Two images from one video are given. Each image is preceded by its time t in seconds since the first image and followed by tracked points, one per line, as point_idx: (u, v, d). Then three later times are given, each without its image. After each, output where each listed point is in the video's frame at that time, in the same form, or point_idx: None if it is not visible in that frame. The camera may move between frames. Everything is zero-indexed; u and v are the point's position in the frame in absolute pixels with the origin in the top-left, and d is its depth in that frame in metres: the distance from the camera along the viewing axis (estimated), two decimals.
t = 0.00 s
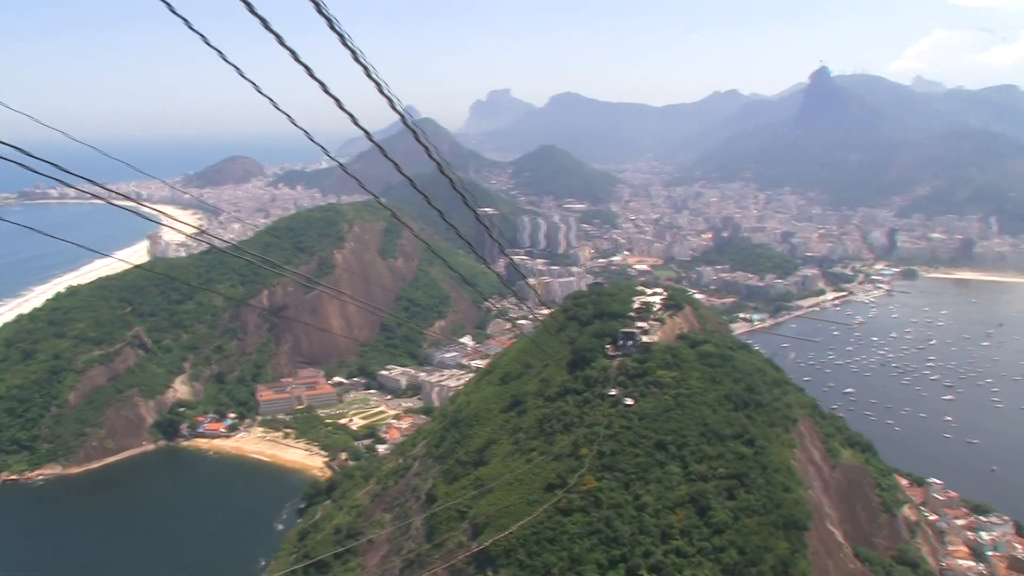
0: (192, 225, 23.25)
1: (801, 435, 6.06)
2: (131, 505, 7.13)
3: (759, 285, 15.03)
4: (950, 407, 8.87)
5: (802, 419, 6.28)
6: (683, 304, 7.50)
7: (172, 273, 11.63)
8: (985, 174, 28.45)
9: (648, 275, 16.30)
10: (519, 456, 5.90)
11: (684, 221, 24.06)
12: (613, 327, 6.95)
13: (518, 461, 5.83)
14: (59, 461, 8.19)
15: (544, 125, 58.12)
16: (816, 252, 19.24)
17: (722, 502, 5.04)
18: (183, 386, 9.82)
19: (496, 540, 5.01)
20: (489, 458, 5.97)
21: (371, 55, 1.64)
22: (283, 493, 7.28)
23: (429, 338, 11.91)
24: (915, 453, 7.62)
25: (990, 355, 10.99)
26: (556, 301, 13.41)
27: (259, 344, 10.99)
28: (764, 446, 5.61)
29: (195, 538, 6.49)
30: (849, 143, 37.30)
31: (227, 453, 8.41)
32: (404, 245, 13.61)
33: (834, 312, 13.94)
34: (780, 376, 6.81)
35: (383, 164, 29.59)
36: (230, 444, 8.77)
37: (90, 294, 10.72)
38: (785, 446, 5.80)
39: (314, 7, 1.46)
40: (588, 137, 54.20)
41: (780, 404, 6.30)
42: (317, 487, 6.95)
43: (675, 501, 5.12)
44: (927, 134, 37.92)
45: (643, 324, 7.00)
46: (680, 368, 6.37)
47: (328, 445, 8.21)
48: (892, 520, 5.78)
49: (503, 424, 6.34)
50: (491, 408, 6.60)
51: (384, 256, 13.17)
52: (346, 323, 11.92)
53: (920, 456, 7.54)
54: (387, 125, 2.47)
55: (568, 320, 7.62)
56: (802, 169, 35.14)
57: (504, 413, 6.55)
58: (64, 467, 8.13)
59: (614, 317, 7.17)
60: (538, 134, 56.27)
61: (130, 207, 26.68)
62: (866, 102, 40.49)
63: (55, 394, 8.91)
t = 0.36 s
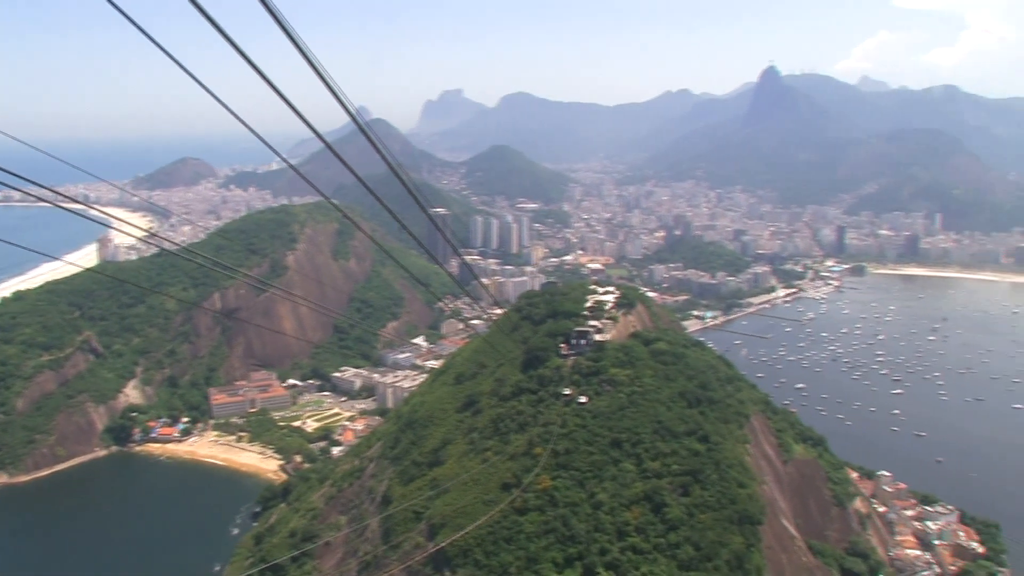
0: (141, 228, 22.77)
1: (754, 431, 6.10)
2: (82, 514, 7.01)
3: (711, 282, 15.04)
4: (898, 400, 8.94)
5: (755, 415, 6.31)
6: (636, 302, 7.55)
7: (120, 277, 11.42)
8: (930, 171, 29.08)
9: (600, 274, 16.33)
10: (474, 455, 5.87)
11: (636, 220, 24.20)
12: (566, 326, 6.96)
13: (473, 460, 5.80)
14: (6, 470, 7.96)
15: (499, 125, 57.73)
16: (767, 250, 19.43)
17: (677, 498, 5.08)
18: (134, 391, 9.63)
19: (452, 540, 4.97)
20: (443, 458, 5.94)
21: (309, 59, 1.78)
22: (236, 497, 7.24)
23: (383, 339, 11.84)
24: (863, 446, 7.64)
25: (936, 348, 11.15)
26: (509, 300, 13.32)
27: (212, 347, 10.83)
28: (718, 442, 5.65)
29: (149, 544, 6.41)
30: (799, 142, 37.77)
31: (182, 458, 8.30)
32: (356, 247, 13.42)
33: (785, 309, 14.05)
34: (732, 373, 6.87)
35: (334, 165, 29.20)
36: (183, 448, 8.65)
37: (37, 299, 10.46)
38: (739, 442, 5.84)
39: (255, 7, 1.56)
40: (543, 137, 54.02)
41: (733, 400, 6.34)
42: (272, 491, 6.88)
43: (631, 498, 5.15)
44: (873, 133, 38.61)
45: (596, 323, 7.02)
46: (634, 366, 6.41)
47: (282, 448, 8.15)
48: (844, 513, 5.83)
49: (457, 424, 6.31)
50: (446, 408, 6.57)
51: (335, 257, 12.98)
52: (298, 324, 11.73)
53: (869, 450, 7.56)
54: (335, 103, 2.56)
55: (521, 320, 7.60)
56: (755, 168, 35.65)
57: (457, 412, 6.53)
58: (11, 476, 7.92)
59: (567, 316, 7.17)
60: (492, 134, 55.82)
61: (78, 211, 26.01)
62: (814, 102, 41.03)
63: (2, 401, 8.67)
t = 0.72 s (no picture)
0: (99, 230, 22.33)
1: (717, 429, 6.13)
2: (42, 522, 6.90)
3: (673, 280, 15.15)
4: (859, 395, 9.01)
5: (717, 412, 6.35)
6: (598, 301, 7.57)
7: (80, 280, 11.14)
8: (886, 169, 29.57)
9: (562, 273, 16.35)
10: (437, 456, 5.83)
11: (597, 218, 24.29)
12: (529, 325, 6.96)
13: (437, 461, 5.76)
14: None
15: (460, 125, 57.26)
16: (727, 248, 19.58)
17: (641, 497, 5.12)
18: (95, 396, 9.49)
19: (416, 541, 4.92)
20: (407, 459, 5.90)
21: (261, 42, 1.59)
22: (199, 501, 7.19)
23: (346, 340, 11.81)
24: (820, 441, 7.68)
25: (893, 344, 11.28)
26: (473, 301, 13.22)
27: (174, 350, 10.61)
28: (681, 440, 5.69)
29: (111, 551, 6.34)
30: (759, 142, 38.02)
31: (145, 463, 8.20)
32: (318, 249, 13.28)
33: (746, 307, 14.13)
34: (694, 371, 6.92)
35: (295, 166, 28.84)
36: (145, 453, 8.54)
37: None
38: (702, 439, 5.87)
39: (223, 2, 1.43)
40: (505, 138, 53.77)
41: (696, 398, 6.38)
42: (235, 494, 6.84)
43: (595, 497, 5.17)
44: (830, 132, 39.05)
45: (559, 322, 7.02)
46: (596, 365, 6.42)
47: (245, 451, 8.11)
48: (807, 508, 5.86)
49: (420, 425, 6.28)
50: (409, 409, 6.53)
51: (297, 259, 12.80)
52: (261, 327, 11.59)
53: (828, 444, 7.60)
54: (309, 125, 2.44)
55: (484, 320, 7.57)
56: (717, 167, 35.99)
57: (420, 414, 6.50)
58: None
59: (530, 316, 7.17)
60: (454, 134, 55.38)
61: (36, 213, 25.41)
62: (774, 101, 41.07)
63: None
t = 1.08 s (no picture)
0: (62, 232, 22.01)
1: (685, 427, 6.16)
2: (7, 530, 6.81)
3: (640, 279, 15.23)
4: (826, 392, 9.07)
5: (686, 411, 6.38)
6: (566, 300, 7.59)
7: (46, 283, 11.03)
8: (850, 168, 29.91)
9: (530, 273, 16.34)
10: (406, 457, 5.82)
11: (565, 219, 24.33)
12: (497, 326, 6.96)
13: (407, 462, 5.74)
14: None
15: (427, 125, 56.90)
16: (694, 247, 19.69)
17: (610, 495, 5.14)
18: (59, 401, 9.38)
19: (386, 543, 4.90)
20: (376, 461, 5.88)
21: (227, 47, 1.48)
22: (167, 506, 7.14)
23: (314, 342, 11.76)
24: (787, 438, 7.72)
25: (858, 341, 11.38)
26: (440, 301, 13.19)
27: (140, 353, 10.48)
28: (649, 438, 5.71)
29: (77, 556, 6.29)
30: (726, 141, 38.16)
31: (112, 468, 8.12)
32: (284, 250, 13.15)
33: (713, 305, 14.21)
34: (662, 369, 6.95)
35: (262, 167, 28.59)
36: (111, 458, 8.44)
37: None
38: (670, 437, 5.89)
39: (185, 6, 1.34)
40: (472, 138, 53.55)
41: (664, 396, 6.42)
42: (204, 498, 6.80)
43: (564, 496, 5.18)
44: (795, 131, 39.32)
45: (527, 322, 7.03)
46: (564, 365, 6.44)
47: (213, 455, 8.07)
48: (775, 504, 5.88)
49: (388, 426, 6.26)
50: (377, 411, 6.51)
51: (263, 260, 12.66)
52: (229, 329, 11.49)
53: (796, 441, 7.65)
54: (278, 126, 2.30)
55: (452, 320, 7.55)
56: (685, 164, 36.12)
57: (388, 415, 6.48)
58: None
59: (498, 316, 7.18)
60: (422, 134, 55.06)
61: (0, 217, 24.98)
62: (738, 102, 41.94)
63: None
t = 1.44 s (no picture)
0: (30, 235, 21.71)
1: (658, 425, 6.17)
2: None
3: (613, 279, 15.27)
4: (800, 390, 9.12)
5: (659, 410, 6.40)
6: (539, 301, 7.59)
7: (14, 286, 10.87)
8: (820, 168, 30.20)
9: (503, 273, 16.36)
10: (381, 459, 5.80)
11: (537, 219, 24.38)
12: (471, 326, 6.95)
13: (381, 464, 5.72)
14: None
15: (399, 126, 56.64)
16: (666, 246, 19.78)
17: (585, 494, 5.15)
18: (28, 406, 9.25)
19: (361, 545, 4.87)
20: (351, 462, 5.85)
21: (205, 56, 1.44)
22: (139, 511, 7.10)
23: (287, 344, 11.71)
24: (760, 436, 7.74)
25: (830, 338, 11.47)
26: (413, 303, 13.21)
27: (112, 357, 10.35)
28: (623, 437, 5.73)
29: (49, 562, 6.23)
30: (697, 141, 38.30)
31: (83, 474, 8.03)
32: (257, 251, 13.05)
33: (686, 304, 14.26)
34: (636, 369, 6.96)
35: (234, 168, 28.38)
36: (81, 463, 8.33)
37: None
38: (643, 436, 5.90)
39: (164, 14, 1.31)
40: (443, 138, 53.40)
41: (638, 395, 6.44)
42: (177, 502, 6.77)
43: (539, 496, 5.18)
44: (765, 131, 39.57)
45: (500, 322, 7.03)
46: (538, 365, 6.44)
47: (186, 458, 8.02)
48: (749, 502, 5.89)
49: (362, 428, 6.23)
50: (351, 412, 6.48)
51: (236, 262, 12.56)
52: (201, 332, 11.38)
53: (769, 439, 7.68)
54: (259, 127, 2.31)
55: (425, 321, 7.53)
56: (658, 164, 36.22)
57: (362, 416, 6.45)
58: None
59: (472, 316, 7.16)
60: (395, 134, 54.80)
61: None
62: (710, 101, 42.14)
63: None
